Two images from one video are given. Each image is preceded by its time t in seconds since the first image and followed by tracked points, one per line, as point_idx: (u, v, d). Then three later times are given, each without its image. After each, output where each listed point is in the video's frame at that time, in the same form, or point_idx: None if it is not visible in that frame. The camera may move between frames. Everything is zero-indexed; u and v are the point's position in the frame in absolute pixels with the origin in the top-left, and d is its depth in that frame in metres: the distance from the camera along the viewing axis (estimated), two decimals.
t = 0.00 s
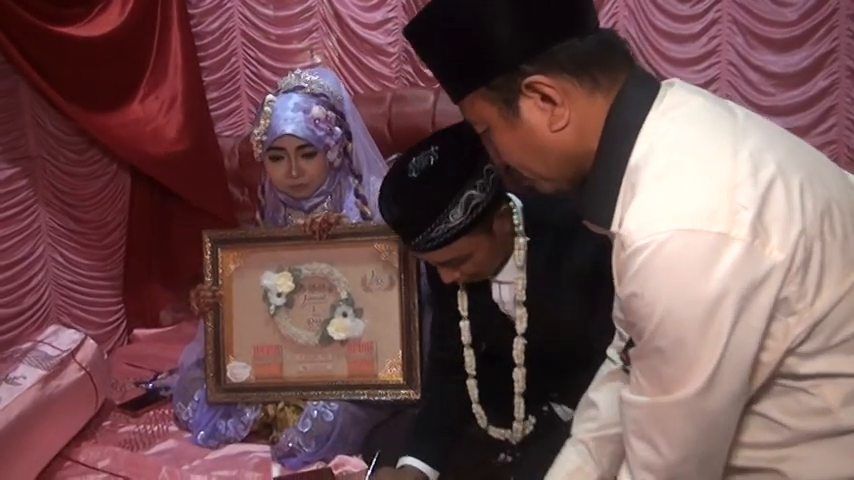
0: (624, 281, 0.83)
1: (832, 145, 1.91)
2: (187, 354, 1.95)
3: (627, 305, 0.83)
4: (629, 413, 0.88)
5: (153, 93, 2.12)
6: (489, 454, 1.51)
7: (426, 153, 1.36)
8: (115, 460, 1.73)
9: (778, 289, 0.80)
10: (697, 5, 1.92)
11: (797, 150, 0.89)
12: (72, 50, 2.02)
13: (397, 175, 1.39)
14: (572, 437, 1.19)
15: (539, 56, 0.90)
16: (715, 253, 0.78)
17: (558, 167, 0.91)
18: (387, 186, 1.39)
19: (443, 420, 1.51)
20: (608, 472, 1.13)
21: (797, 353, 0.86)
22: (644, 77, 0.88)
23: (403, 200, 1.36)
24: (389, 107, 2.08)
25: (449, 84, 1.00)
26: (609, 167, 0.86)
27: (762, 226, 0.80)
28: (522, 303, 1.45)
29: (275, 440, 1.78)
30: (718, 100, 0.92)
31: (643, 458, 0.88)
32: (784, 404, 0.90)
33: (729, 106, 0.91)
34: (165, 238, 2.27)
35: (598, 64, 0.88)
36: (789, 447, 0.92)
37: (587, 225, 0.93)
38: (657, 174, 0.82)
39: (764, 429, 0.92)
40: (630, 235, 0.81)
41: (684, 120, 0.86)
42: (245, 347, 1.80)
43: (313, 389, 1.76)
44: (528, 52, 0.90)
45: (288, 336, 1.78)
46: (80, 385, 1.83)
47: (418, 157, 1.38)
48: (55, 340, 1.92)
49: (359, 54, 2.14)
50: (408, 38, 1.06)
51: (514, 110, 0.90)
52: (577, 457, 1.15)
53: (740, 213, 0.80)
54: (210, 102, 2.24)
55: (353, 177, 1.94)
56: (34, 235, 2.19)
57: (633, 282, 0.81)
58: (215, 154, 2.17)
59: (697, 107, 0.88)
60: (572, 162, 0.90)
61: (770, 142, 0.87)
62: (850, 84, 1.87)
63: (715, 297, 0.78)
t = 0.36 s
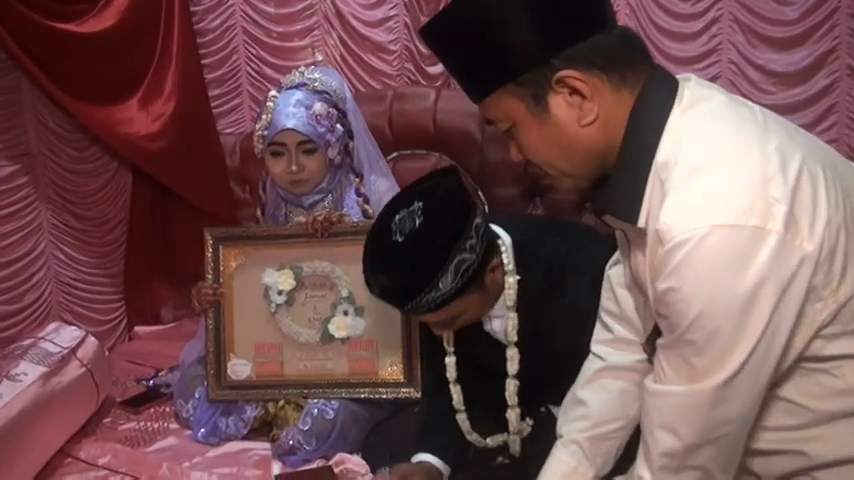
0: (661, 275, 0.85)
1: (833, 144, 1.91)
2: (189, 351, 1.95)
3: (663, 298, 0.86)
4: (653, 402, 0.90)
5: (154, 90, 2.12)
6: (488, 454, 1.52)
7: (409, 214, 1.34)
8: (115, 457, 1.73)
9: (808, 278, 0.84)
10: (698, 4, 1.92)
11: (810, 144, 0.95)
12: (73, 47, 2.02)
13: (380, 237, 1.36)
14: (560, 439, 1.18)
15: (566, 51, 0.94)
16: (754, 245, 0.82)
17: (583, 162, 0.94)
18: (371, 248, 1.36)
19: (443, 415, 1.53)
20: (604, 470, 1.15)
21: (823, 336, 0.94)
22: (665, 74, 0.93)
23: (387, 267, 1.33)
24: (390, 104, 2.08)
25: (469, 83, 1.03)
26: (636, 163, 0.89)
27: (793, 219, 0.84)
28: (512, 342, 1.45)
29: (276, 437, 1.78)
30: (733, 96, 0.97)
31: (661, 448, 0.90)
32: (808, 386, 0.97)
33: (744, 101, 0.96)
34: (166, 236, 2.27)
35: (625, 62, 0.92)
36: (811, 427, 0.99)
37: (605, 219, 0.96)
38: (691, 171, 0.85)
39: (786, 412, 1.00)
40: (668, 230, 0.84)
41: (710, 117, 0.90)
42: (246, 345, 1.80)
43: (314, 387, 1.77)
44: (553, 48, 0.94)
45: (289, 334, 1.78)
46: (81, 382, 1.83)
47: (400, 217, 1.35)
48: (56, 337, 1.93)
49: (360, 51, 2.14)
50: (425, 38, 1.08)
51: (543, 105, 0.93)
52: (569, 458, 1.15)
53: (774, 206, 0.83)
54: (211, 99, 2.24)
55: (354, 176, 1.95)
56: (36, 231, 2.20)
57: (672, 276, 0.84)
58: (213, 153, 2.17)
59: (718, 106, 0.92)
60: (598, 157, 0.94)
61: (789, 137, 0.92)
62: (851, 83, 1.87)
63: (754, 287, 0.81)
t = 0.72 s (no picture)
0: (674, 286, 0.87)
1: (829, 144, 1.91)
2: (185, 351, 1.94)
3: (673, 308, 0.87)
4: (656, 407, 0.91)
5: (151, 89, 2.12)
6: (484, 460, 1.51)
7: (402, 285, 1.35)
8: (112, 457, 1.73)
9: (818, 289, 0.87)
10: (694, 4, 1.92)
11: (817, 153, 0.97)
12: (71, 46, 2.02)
13: (373, 309, 1.37)
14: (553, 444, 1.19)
15: (578, 61, 0.94)
16: (769, 257, 0.84)
17: (595, 172, 0.95)
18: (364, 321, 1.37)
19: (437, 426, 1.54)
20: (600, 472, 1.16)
21: (830, 341, 0.95)
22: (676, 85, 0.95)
23: (380, 342, 1.34)
24: (387, 104, 2.08)
25: (475, 95, 1.03)
26: (645, 175, 0.91)
27: (805, 232, 0.86)
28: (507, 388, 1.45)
29: (272, 437, 1.78)
30: (741, 104, 0.99)
31: (660, 450, 0.92)
32: (813, 390, 0.99)
33: (752, 109, 0.98)
34: (163, 236, 2.28)
35: (637, 71, 0.94)
36: (814, 430, 1.01)
37: (613, 228, 0.97)
38: (706, 183, 0.87)
39: (792, 416, 1.01)
40: (682, 241, 0.86)
41: (721, 128, 0.92)
42: (242, 345, 1.80)
43: (310, 386, 1.76)
44: (563, 57, 0.94)
45: (286, 334, 1.78)
46: (78, 382, 1.83)
47: (393, 287, 1.36)
48: (52, 338, 1.93)
49: (357, 51, 2.14)
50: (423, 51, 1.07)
51: (560, 118, 0.93)
52: (564, 463, 1.15)
53: (787, 219, 0.85)
54: (208, 98, 2.24)
55: (348, 176, 1.95)
56: (33, 231, 2.20)
57: (686, 287, 0.85)
58: (208, 151, 2.17)
59: (729, 117, 0.94)
60: (611, 168, 0.95)
61: (798, 148, 0.94)
62: (847, 83, 1.88)
63: (767, 300, 0.84)
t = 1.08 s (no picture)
0: (676, 297, 0.86)
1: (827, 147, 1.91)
2: (184, 352, 1.94)
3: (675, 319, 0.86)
4: (652, 414, 0.90)
5: (151, 91, 2.12)
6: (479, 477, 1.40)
7: (389, 346, 1.22)
8: (110, 459, 1.73)
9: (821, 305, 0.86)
10: (694, 6, 1.92)
11: (822, 162, 0.96)
12: (70, 47, 2.02)
13: (359, 372, 1.23)
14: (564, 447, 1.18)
15: (588, 64, 0.95)
16: (773, 272, 0.83)
17: (603, 175, 0.96)
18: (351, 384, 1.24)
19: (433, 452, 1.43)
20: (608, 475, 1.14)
21: (832, 351, 0.96)
22: (678, 90, 0.94)
23: (368, 413, 1.20)
24: (386, 107, 2.08)
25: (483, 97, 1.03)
26: (649, 185, 0.91)
27: (810, 246, 0.86)
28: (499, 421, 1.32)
29: (270, 439, 1.79)
30: (747, 108, 0.98)
31: (656, 458, 0.91)
32: (814, 398, 0.99)
33: (758, 115, 0.97)
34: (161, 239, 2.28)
35: (649, 74, 0.94)
36: (810, 436, 1.01)
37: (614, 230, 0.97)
38: (711, 194, 0.86)
39: (792, 423, 1.01)
40: (685, 254, 0.85)
41: (726, 138, 0.91)
42: (239, 347, 1.80)
43: (309, 389, 1.76)
44: (571, 59, 0.95)
45: (284, 336, 1.78)
46: (76, 383, 1.83)
47: (379, 348, 1.23)
48: (51, 339, 1.92)
49: (356, 53, 2.14)
50: (428, 48, 1.07)
51: (572, 120, 0.93)
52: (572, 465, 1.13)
53: (792, 233, 0.84)
54: (207, 100, 2.24)
55: (346, 177, 1.95)
56: (32, 232, 2.20)
57: (689, 300, 0.84)
58: (207, 152, 2.16)
59: (736, 124, 0.93)
60: (618, 171, 0.96)
61: (803, 157, 0.93)
62: (845, 87, 1.88)
63: (770, 316, 0.83)
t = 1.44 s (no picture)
0: (667, 279, 0.87)
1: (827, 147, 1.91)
2: (184, 353, 1.94)
3: (665, 301, 0.88)
4: (642, 398, 0.91)
5: (150, 92, 2.11)
6: None
7: (381, 368, 1.17)
8: (110, 460, 1.73)
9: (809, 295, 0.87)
10: (693, 7, 1.91)
11: (826, 150, 0.96)
12: (67, 47, 2.02)
13: (351, 397, 1.18)
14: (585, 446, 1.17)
15: (595, 38, 0.95)
16: (761, 260, 0.84)
17: (604, 151, 0.98)
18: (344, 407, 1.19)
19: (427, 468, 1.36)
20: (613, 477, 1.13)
21: (823, 339, 0.96)
22: (684, 73, 0.96)
23: (364, 435, 1.15)
24: (385, 108, 2.08)
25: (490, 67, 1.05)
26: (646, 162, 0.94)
27: (803, 235, 0.87)
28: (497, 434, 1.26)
29: (269, 441, 1.78)
30: (755, 94, 0.98)
31: (646, 443, 0.91)
32: (804, 383, 0.99)
33: (765, 102, 0.97)
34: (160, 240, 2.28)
35: (656, 51, 0.96)
36: (802, 422, 1.01)
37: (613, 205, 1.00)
38: (706, 179, 0.88)
39: (780, 406, 1.01)
40: (677, 237, 0.86)
41: (726, 125, 0.92)
42: (239, 348, 1.80)
43: (306, 391, 1.75)
44: (579, 34, 0.95)
45: (283, 337, 1.78)
46: (75, 385, 1.83)
47: (372, 370, 1.18)
48: (50, 340, 1.92)
49: (355, 54, 2.14)
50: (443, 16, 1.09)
51: (575, 93, 0.95)
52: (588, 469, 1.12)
53: (785, 222, 0.86)
54: (206, 101, 2.24)
55: (346, 177, 1.95)
56: (31, 234, 2.20)
57: (678, 283, 0.86)
58: (206, 155, 2.15)
59: (738, 110, 0.94)
60: (619, 147, 0.97)
61: (805, 145, 0.93)
62: (845, 87, 1.88)
63: (756, 304, 0.84)
